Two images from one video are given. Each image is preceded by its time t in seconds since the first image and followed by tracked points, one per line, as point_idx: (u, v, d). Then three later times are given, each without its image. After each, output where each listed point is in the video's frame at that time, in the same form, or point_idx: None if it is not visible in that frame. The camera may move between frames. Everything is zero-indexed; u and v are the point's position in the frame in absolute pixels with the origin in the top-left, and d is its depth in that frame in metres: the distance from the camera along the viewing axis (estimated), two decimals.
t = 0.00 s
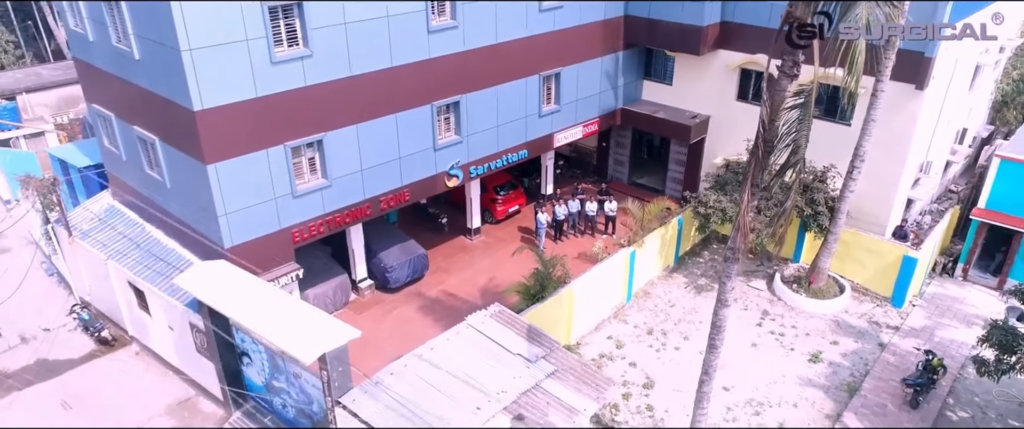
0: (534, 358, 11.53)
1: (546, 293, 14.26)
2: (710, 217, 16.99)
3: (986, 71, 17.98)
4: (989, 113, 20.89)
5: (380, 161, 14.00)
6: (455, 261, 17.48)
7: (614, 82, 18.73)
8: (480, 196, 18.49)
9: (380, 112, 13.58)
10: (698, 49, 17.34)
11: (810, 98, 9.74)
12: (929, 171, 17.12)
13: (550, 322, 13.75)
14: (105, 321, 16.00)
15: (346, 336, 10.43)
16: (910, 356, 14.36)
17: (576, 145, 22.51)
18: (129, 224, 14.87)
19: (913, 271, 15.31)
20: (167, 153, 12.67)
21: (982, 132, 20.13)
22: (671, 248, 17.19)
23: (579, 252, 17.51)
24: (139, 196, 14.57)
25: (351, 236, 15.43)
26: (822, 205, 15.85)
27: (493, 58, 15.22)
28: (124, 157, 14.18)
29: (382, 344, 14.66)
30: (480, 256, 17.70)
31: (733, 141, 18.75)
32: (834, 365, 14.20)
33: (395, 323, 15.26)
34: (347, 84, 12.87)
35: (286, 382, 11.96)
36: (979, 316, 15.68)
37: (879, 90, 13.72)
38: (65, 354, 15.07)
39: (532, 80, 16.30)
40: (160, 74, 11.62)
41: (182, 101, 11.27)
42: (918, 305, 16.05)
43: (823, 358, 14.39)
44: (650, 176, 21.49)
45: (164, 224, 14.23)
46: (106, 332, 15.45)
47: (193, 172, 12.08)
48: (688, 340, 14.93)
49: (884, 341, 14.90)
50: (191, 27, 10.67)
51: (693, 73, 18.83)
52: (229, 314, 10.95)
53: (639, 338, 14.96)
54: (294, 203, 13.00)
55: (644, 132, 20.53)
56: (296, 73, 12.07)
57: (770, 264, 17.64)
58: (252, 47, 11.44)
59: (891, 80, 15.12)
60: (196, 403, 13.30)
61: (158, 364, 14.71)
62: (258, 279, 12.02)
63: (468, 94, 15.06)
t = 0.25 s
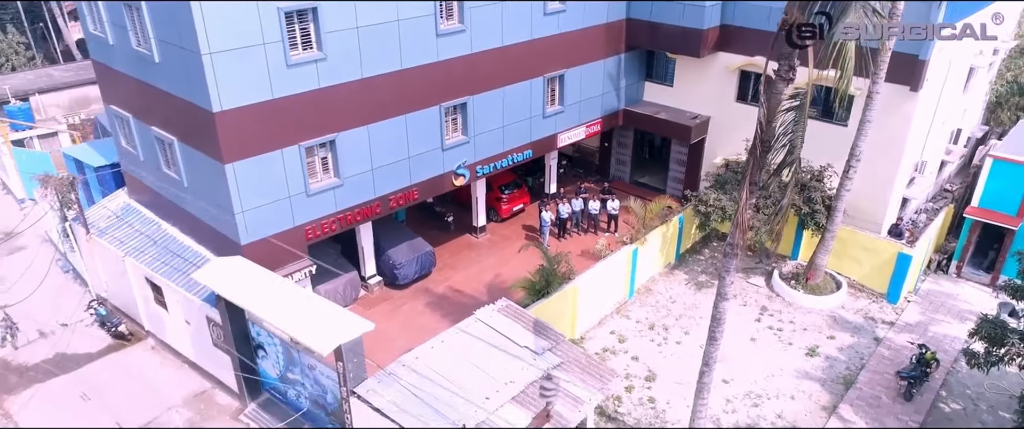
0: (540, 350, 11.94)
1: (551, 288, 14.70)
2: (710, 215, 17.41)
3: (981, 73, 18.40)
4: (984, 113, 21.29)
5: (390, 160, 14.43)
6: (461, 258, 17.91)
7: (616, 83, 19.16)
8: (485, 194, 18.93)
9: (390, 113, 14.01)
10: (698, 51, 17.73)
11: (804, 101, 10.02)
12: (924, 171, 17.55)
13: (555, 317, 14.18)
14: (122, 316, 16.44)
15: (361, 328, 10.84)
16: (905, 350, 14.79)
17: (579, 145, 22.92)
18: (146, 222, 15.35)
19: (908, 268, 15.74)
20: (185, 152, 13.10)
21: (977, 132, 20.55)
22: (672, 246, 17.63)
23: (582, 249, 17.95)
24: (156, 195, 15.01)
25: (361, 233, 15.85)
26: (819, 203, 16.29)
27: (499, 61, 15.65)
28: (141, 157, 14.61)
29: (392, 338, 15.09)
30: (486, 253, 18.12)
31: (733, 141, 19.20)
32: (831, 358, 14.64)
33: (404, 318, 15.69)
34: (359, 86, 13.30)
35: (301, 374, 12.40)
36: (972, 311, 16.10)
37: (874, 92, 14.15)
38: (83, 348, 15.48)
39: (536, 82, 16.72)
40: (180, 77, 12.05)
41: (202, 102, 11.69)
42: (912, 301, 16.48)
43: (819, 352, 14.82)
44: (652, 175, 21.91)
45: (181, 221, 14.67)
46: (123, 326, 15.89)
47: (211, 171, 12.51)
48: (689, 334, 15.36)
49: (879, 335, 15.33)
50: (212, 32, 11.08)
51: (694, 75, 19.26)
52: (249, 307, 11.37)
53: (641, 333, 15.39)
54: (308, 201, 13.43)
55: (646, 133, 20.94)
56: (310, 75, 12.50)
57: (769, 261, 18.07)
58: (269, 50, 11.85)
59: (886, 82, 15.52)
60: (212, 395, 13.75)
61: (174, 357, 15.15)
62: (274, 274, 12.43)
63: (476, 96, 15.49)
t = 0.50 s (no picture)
0: (548, 343, 12.45)
1: (557, 284, 15.24)
2: (711, 214, 17.94)
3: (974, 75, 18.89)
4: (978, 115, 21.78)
5: (401, 160, 14.93)
6: (469, 256, 18.39)
7: (619, 85, 19.67)
8: (491, 194, 19.43)
9: (402, 115, 14.52)
10: (699, 54, 18.22)
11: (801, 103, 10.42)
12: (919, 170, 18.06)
13: (560, 312, 14.69)
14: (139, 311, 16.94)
15: (377, 321, 11.33)
16: (899, 344, 15.29)
17: (582, 146, 23.41)
18: (164, 220, 15.84)
19: (902, 265, 16.24)
20: (204, 152, 13.59)
21: (971, 133, 21.04)
22: (674, 243, 18.13)
23: (586, 247, 18.44)
24: (174, 194, 15.51)
25: (372, 231, 16.34)
26: (816, 202, 16.81)
27: (506, 64, 16.15)
28: (160, 157, 15.12)
29: (402, 332, 15.57)
30: (492, 251, 18.61)
31: (733, 141, 19.71)
32: (827, 352, 15.13)
33: (413, 313, 16.15)
34: (372, 89, 13.80)
35: (317, 366, 12.88)
36: (964, 307, 16.58)
37: (869, 95, 14.66)
38: (102, 342, 15.96)
39: (542, 84, 17.22)
40: (202, 80, 12.56)
41: (224, 105, 12.20)
42: (906, 297, 16.99)
43: (816, 346, 15.31)
44: (653, 175, 22.43)
45: (198, 219, 15.17)
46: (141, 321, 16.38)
47: (231, 170, 13.01)
48: (690, 329, 15.85)
49: (874, 330, 15.83)
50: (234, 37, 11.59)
51: (695, 77, 19.78)
52: (269, 302, 11.86)
53: (644, 328, 15.88)
54: (322, 199, 13.94)
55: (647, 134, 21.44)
56: (326, 79, 13.00)
57: (768, 258, 18.57)
58: (287, 55, 12.36)
59: (881, 84, 16.02)
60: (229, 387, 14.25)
61: (191, 351, 15.65)
62: (291, 270, 12.91)
63: (483, 98, 16.00)
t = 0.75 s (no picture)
0: (554, 337, 12.89)
1: (561, 280, 15.66)
2: (711, 213, 18.39)
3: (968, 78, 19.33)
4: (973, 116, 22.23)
5: (410, 161, 15.38)
6: (475, 254, 18.83)
7: (621, 87, 20.12)
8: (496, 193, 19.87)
9: (411, 116, 14.96)
10: (699, 57, 18.66)
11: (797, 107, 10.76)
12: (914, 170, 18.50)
13: (564, 308, 15.13)
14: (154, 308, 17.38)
15: (390, 315, 11.76)
16: (894, 339, 15.73)
17: (585, 146, 23.84)
18: (179, 218, 16.27)
19: (897, 263, 16.69)
20: (220, 153, 14.03)
21: (966, 134, 21.49)
22: (675, 242, 18.56)
23: (589, 245, 18.89)
24: (189, 193, 15.96)
25: (381, 230, 16.77)
26: (814, 202, 17.28)
27: (512, 67, 16.59)
28: (176, 157, 15.57)
29: (411, 328, 16.01)
30: (497, 249, 19.05)
31: (732, 142, 20.16)
32: (824, 347, 15.57)
33: (421, 309, 16.59)
34: (383, 92, 14.24)
35: (330, 360, 13.35)
36: (958, 303, 17.02)
37: (864, 97, 15.11)
38: (118, 337, 16.39)
39: (546, 86, 17.66)
40: (220, 83, 13.01)
41: (241, 107, 12.65)
42: (902, 293, 17.43)
43: (814, 342, 15.75)
44: (655, 175, 22.87)
45: (213, 218, 15.62)
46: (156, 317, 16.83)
47: (247, 170, 13.46)
48: (691, 325, 16.29)
49: (870, 326, 16.27)
50: (252, 42, 12.04)
51: (695, 79, 20.22)
52: (287, 298, 12.30)
53: (646, 324, 16.32)
54: (335, 199, 14.38)
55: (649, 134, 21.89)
56: (339, 82, 13.44)
57: (766, 256, 19.02)
58: (302, 59, 12.80)
59: (876, 87, 16.46)
60: (244, 380, 14.68)
61: (206, 346, 16.09)
62: (306, 267, 13.35)
63: (490, 100, 16.44)
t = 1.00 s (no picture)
0: (561, 330, 13.41)
1: (567, 277, 16.18)
2: (711, 212, 18.98)
3: (962, 80, 19.84)
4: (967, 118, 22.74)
5: (421, 161, 15.90)
6: (481, 251, 19.35)
7: (624, 89, 20.64)
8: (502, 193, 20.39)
9: (422, 118, 15.48)
10: (700, 60, 19.19)
11: (795, 110, 11.01)
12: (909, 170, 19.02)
13: (570, 304, 15.65)
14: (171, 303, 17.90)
15: (404, 309, 12.28)
16: (888, 334, 16.25)
17: (588, 147, 24.36)
18: (196, 217, 16.78)
19: (892, 260, 17.21)
20: (239, 153, 14.55)
21: (960, 135, 22.00)
22: (676, 240, 19.07)
23: (593, 243, 19.42)
24: (206, 192, 16.48)
25: (391, 228, 17.28)
26: (811, 201, 17.79)
27: (518, 70, 17.11)
28: (194, 158, 16.08)
29: (421, 323, 16.54)
30: (503, 247, 19.56)
31: (733, 143, 20.70)
32: (821, 341, 16.09)
33: (430, 305, 17.10)
34: (395, 94, 14.76)
35: (345, 352, 13.89)
36: (951, 300, 17.54)
37: (860, 100, 15.63)
38: (137, 332, 16.91)
39: (551, 89, 18.17)
40: (239, 86, 13.52)
41: (261, 110, 13.16)
42: (897, 290, 17.95)
43: (811, 336, 16.26)
44: (656, 174, 23.40)
45: (229, 216, 16.14)
46: (173, 313, 17.35)
47: (265, 170, 13.97)
48: (692, 320, 16.82)
49: (866, 321, 16.79)
50: (272, 47, 12.55)
51: (696, 81, 20.75)
52: (306, 293, 12.82)
53: (648, 319, 16.83)
54: (348, 198, 14.90)
55: (650, 135, 22.41)
56: (354, 85, 13.96)
57: (765, 254, 19.54)
58: (319, 63, 13.32)
59: (872, 89, 16.98)
60: (260, 373, 15.21)
61: (222, 341, 16.61)
62: (323, 264, 13.86)
63: (497, 102, 16.96)
